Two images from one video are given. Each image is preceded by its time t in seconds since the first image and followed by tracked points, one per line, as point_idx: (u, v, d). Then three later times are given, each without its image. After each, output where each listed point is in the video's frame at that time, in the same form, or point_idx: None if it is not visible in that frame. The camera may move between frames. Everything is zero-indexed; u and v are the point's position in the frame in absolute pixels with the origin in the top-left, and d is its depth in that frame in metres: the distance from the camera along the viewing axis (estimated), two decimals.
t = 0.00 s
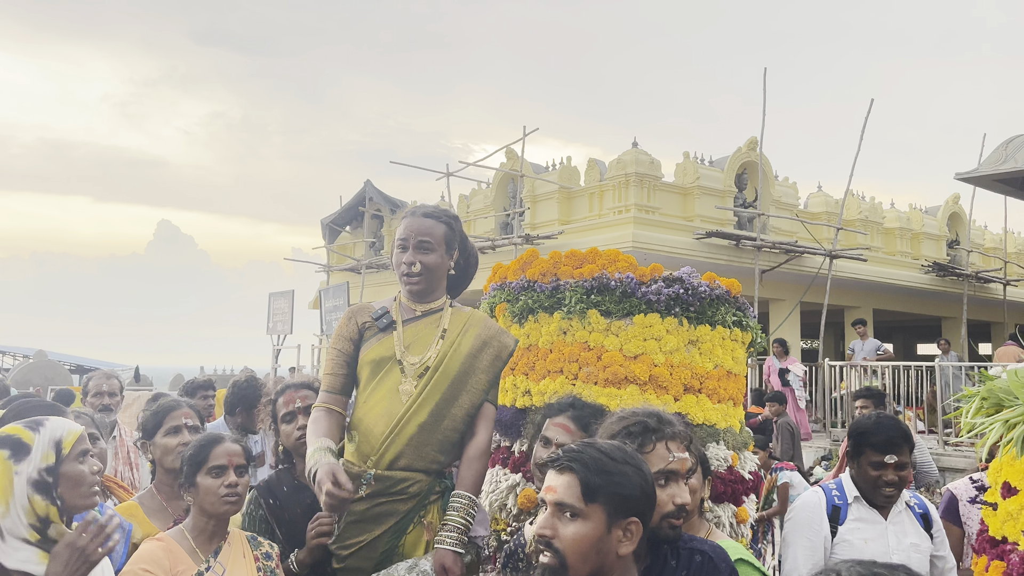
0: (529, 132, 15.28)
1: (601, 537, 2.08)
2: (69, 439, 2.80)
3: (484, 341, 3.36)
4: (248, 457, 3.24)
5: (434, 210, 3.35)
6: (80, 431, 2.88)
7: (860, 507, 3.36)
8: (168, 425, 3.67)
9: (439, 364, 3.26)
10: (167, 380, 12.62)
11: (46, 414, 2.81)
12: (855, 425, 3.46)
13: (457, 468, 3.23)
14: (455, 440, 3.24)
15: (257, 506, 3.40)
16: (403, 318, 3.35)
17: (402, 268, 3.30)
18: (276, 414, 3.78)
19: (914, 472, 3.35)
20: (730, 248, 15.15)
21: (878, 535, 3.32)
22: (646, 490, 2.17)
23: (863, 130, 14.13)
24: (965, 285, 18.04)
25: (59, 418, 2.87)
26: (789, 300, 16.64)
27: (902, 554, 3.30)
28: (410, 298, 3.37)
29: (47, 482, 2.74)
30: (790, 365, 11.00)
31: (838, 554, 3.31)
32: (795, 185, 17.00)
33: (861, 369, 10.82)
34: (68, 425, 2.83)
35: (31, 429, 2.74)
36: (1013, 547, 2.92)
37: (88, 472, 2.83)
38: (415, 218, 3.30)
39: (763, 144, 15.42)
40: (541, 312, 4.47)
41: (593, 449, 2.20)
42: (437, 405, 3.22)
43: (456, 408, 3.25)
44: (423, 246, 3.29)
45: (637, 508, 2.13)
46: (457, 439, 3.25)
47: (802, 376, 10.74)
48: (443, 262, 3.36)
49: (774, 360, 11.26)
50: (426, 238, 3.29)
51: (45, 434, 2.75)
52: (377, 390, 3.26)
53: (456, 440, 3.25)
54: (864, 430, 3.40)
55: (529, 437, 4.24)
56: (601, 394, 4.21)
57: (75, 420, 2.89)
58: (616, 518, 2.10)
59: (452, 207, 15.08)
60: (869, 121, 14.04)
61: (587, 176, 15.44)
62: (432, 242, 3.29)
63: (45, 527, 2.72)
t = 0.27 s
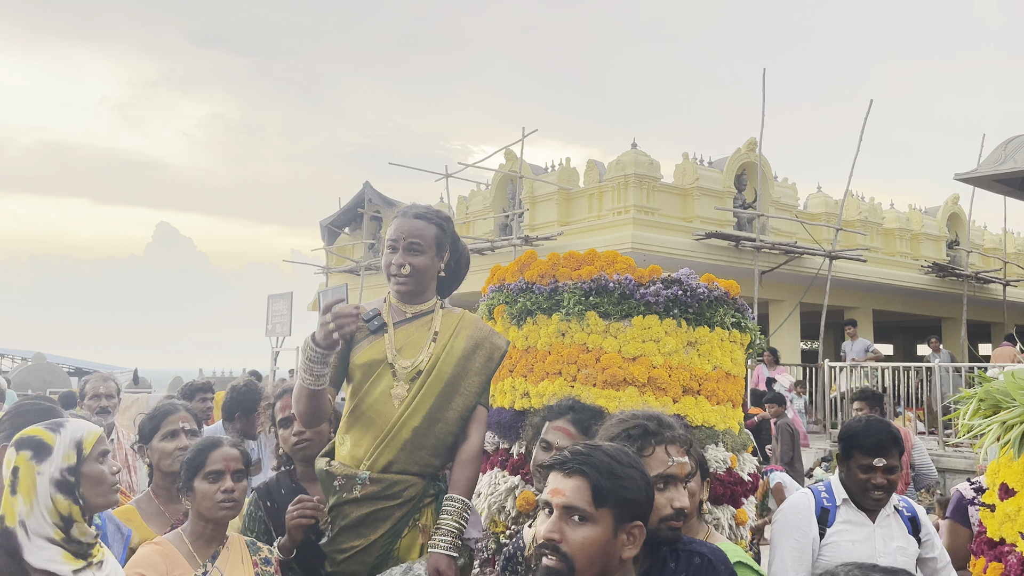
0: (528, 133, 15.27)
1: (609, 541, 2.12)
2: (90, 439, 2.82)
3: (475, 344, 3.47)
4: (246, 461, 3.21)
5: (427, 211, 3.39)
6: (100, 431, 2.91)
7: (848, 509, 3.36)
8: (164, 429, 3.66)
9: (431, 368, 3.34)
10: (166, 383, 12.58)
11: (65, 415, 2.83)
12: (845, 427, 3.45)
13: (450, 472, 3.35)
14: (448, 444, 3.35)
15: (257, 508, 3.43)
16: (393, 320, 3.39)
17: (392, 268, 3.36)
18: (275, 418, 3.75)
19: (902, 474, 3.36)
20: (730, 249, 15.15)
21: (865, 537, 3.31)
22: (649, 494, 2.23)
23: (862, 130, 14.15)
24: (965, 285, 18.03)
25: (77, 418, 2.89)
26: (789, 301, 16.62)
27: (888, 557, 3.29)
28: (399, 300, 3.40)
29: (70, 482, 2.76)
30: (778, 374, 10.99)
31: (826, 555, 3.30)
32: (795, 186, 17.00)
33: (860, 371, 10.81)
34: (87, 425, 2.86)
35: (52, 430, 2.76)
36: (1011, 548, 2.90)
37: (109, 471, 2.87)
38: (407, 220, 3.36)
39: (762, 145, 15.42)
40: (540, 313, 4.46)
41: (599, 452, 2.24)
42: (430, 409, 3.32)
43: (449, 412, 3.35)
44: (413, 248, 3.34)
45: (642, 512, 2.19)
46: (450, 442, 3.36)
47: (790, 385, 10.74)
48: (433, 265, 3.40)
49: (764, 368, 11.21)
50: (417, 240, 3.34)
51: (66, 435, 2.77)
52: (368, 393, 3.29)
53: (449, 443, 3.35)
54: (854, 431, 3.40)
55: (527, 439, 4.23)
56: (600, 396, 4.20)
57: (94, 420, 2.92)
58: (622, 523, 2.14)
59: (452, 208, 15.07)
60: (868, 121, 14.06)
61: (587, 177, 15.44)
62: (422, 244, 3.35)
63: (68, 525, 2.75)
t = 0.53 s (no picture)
0: (527, 134, 15.28)
1: (608, 544, 2.12)
2: (107, 446, 2.83)
3: (469, 347, 3.51)
4: (244, 465, 3.22)
5: (418, 212, 3.40)
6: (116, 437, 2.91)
7: (843, 514, 3.35)
8: (164, 433, 3.63)
9: (426, 372, 3.38)
10: (165, 386, 12.57)
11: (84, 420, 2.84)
12: (839, 429, 3.46)
13: (443, 474, 3.39)
14: (443, 448, 3.39)
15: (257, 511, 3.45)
16: (386, 324, 3.43)
17: (385, 270, 3.38)
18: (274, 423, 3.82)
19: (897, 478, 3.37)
20: (729, 250, 15.15)
21: (861, 542, 3.31)
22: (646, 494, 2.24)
23: (861, 130, 14.19)
24: (964, 286, 18.05)
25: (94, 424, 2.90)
26: (788, 302, 16.62)
27: (885, 560, 3.32)
28: (392, 303, 3.44)
29: (83, 488, 2.77)
30: (772, 376, 11.03)
31: (822, 561, 3.28)
32: (794, 187, 17.01)
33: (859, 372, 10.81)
34: (103, 432, 2.87)
35: (69, 435, 2.77)
36: (1009, 549, 2.90)
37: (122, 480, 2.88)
38: (399, 220, 3.37)
39: (762, 146, 15.43)
40: (538, 315, 4.46)
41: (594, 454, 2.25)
42: (425, 413, 3.35)
43: (444, 416, 3.39)
44: (406, 249, 3.36)
45: (640, 512, 2.20)
46: (443, 446, 3.40)
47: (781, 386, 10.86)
48: (426, 267, 3.43)
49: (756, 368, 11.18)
50: (410, 241, 3.36)
51: (83, 441, 2.77)
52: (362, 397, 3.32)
53: (443, 447, 3.39)
54: (848, 434, 3.41)
55: (526, 442, 4.22)
56: (599, 399, 4.20)
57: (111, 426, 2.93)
58: (620, 524, 2.15)
59: (451, 210, 15.08)
60: (867, 121, 14.13)
61: (586, 179, 15.46)
62: (415, 245, 3.37)
63: (81, 531, 2.76)
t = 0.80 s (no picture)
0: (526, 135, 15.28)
1: (610, 544, 2.12)
2: (106, 449, 2.83)
3: (463, 349, 3.60)
4: (242, 467, 3.23)
5: (410, 213, 3.45)
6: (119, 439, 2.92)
7: (846, 517, 3.36)
8: (164, 435, 3.61)
9: (423, 377, 3.43)
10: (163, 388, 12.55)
11: (86, 422, 2.86)
12: (839, 429, 3.45)
13: (438, 478, 3.45)
14: (439, 451, 3.45)
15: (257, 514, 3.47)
16: (381, 327, 3.43)
17: (382, 272, 3.41)
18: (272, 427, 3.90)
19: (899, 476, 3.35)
20: (728, 251, 15.15)
21: (865, 544, 3.31)
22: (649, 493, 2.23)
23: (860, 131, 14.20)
24: (964, 286, 18.05)
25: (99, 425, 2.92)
26: (788, 303, 16.61)
27: (891, 561, 3.30)
28: (384, 307, 3.45)
29: (80, 491, 2.79)
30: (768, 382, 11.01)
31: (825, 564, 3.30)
32: (793, 187, 17.01)
33: (859, 372, 10.81)
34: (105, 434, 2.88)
35: (69, 437, 2.80)
36: (1008, 548, 2.89)
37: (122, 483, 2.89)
38: (393, 222, 3.41)
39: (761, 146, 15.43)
40: (537, 315, 4.45)
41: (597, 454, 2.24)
42: (422, 417, 3.40)
43: (440, 420, 3.45)
44: (404, 250, 3.42)
45: (642, 512, 2.19)
46: (439, 449, 3.45)
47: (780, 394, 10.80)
48: (419, 267, 3.48)
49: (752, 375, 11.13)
50: (406, 243, 3.42)
51: (80, 444, 2.79)
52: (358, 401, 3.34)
53: (439, 450, 3.45)
54: (849, 434, 3.39)
55: (525, 442, 4.21)
56: (597, 399, 4.18)
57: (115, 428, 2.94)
58: (622, 524, 2.14)
59: (451, 211, 15.07)
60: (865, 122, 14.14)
61: (585, 180, 15.47)
62: (412, 246, 3.43)
63: (79, 533, 2.79)
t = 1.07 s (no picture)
0: (526, 136, 15.27)
1: (598, 541, 2.10)
2: (91, 454, 2.97)
3: (458, 351, 3.63)
4: (238, 470, 3.26)
5: (406, 214, 3.49)
6: (109, 444, 3.06)
7: (858, 516, 3.35)
8: (160, 438, 3.72)
9: (424, 378, 3.44)
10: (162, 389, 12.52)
11: (76, 426, 3.00)
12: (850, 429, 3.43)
13: (436, 479, 3.47)
14: (436, 451, 3.46)
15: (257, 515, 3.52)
16: (380, 329, 3.43)
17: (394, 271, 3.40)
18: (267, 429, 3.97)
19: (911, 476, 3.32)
20: (728, 251, 15.14)
21: (876, 544, 3.29)
22: (643, 493, 2.20)
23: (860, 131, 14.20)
24: (964, 286, 18.04)
25: (91, 429, 3.07)
26: (788, 303, 16.60)
27: (903, 563, 3.26)
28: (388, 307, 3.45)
29: (66, 493, 2.94)
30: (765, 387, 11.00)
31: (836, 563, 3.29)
32: (793, 188, 17.00)
33: (859, 372, 10.80)
34: (93, 438, 3.01)
35: (58, 440, 2.95)
36: (1007, 547, 2.88)
37: (107, 488, 3.01)
38: (395, 221, 3.44)
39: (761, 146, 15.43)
40: (535, 315, 4.44)
41: (589, 451, 2.22)
42: (422, 419, 3.41)
43: (439, 421, 3.46)
44: (411, 248, 3.45)
45: (635, 511, 2.16)
46: (437, 449, 3.47)
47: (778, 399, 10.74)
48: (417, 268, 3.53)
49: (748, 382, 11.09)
50: (411, 241, 3.45)
51: (67, 447, 2.94)
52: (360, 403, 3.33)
53: (437, 451, 3.46)
54: (861, 432, 3.36)
55: (523, 442, 4.20)
56: (596, 400, 4.18)
57: (105, 433, 3.07)
58: (611, 522, 2.12)
59: (450, 211, 15.05)
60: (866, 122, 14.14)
61: (585, 180, 15.47)
62: (417, 243, 3.47)
63: (66, 534, 2.93)
